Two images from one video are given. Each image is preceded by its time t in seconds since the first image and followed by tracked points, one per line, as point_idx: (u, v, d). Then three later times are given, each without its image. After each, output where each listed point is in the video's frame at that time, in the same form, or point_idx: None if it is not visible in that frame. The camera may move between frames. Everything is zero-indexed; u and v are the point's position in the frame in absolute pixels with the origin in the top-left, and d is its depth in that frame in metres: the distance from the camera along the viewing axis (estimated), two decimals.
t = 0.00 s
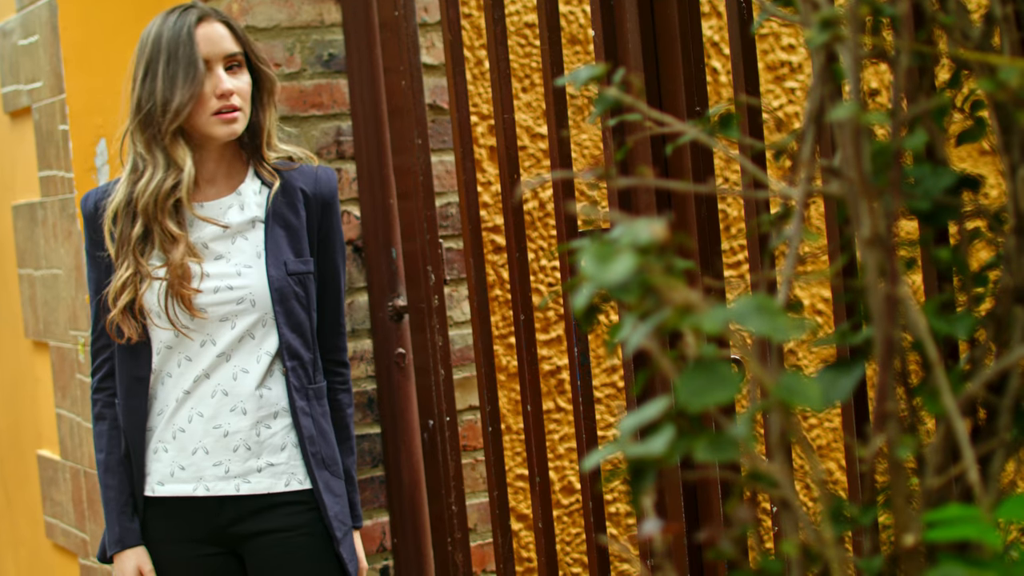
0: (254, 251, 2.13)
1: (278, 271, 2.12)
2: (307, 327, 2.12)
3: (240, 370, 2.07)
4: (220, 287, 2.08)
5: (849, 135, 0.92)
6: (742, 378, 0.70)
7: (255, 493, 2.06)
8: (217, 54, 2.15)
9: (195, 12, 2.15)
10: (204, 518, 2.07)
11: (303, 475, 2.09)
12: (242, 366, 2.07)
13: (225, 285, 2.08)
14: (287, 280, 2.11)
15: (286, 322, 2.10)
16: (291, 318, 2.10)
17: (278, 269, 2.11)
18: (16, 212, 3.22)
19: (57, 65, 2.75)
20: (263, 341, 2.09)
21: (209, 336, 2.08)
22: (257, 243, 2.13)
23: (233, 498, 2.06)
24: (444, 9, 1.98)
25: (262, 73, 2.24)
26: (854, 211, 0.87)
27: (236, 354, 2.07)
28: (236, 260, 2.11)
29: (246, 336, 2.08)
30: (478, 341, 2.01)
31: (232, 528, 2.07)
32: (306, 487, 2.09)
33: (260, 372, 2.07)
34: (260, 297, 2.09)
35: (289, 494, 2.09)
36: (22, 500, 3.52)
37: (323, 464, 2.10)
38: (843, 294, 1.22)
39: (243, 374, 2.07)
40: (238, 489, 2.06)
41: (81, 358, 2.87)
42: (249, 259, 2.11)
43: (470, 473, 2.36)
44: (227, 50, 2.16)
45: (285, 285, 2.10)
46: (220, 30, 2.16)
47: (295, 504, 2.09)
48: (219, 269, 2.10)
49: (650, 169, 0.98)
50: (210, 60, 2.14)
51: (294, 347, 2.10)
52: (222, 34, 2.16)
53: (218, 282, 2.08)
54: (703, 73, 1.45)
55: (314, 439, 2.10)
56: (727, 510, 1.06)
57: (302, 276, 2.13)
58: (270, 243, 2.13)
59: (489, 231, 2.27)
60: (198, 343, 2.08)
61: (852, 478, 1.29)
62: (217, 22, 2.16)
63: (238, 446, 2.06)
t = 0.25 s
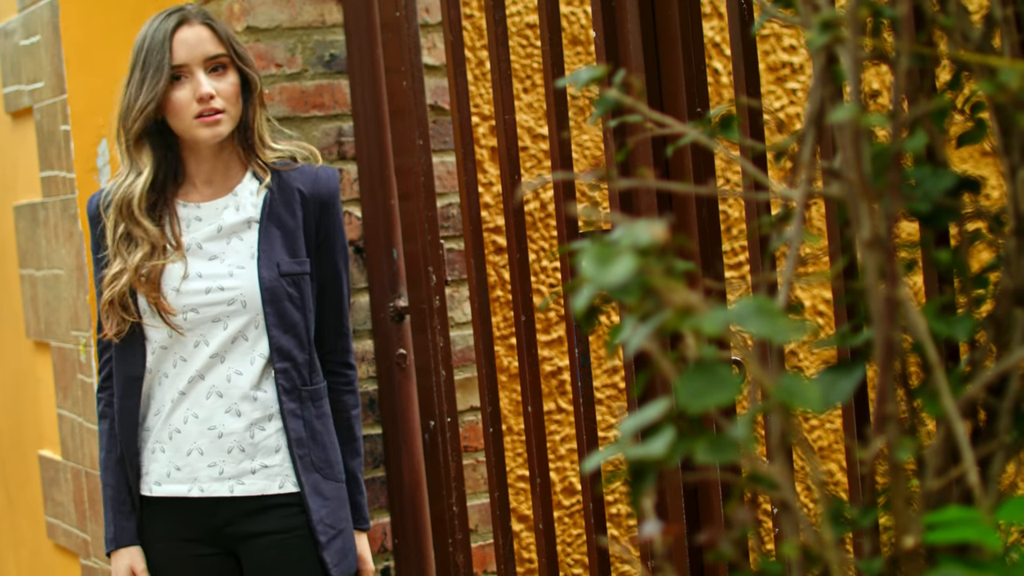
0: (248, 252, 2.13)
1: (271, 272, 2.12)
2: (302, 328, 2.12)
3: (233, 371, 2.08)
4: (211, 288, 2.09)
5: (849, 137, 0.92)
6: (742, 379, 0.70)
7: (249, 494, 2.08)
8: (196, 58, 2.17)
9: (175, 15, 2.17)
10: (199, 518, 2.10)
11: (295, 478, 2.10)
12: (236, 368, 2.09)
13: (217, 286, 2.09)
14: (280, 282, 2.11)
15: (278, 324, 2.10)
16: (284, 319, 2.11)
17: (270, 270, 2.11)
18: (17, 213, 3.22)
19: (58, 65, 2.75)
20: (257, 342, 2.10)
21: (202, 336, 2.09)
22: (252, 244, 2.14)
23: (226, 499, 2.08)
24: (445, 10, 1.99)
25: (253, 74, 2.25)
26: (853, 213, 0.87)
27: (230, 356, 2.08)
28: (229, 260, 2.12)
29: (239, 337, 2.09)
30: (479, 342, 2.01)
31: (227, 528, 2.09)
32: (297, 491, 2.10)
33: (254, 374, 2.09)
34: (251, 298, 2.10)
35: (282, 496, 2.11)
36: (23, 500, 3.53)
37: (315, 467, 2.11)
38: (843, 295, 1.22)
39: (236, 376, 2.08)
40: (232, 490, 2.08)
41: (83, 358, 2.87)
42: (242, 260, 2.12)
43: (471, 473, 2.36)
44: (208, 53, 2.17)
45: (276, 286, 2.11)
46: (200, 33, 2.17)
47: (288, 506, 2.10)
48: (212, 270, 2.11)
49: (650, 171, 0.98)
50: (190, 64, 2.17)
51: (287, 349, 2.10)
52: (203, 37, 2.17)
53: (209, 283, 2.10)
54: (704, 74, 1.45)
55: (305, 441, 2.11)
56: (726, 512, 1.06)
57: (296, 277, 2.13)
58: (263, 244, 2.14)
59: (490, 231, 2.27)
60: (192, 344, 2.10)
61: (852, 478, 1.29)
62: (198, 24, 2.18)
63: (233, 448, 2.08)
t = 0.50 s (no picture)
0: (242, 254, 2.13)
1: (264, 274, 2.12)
2: (295, 331, 2.11)
3: (228, 375, 2.08)
4: (203, 290, 2.09)
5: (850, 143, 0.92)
6: (743, 385, 0.70)
7: (244, 498, 2.08)
8: (187, 64, 2.19)
9: (167, 22, 2.20)
10: (197, 521, 2.11)
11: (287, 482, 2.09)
12: (230, 371, 2.09)
13: (208, 289, 2.09)
14: (272, 284, 2.11)
15: (270, 326, 2.09)
16: (276, 321, 2.10)
17: (261, 272, 2.11)
18: (19, 215, 3.23)
19: (61, 67, 2.76)
20: (250, 345, 2.10)
21: (196, 339, 2.10)
22: (247, 246, 2.14)
23: (222, 502, 2.09)
24: (447, 13, 1.99)
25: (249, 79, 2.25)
26: (854, 218, 0.87)
27: (224, 359, 2.09)
28: (223, 262, 2.13)
29: (232, 340, 2.09)
30: (481, 345, 2.01)
31: (223, 531, 2.10)
32: (285, 494, 2.09)
33: (249, 377, 2.09)
34: (242, 300, 2.09)
35: (277, 499, 2.11)
36: (25, 502, 3.53)
37: (307, 470, 2.11)
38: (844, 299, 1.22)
39: (231, 379, 2.08)
40: (227, 493, 2.08)
41: (85, 360, 2.87)
42: (235, 262, 2.12)
43: (472, 476, 2.37)
44: (198, 59, 2.19)
45: (268, 287, 2.10)
46: (191, 39, 2.19)
47: (282, 510, 2.10)
48: (205, 272, 2.12)
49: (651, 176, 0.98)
50: (180, 70, 2.19)
51: (279, 351, 2.10)
52: (193, 43, 2.19)
53: (202, 286, 2.10)
54: (706, 78, 1.45)
55: (296, 444, 2.10)
56: (727, 516, 1.06)
57: (288, 279, 2.12)
58: (256, 246, 2.14)
59: (492, 235, 2.28)
60: (186, 347, 2.11)
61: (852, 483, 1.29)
62: (189, 30, 2.19)
63: (228, 452, 2.08)
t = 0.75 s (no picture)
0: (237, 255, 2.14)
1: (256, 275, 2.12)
2: (286, 332, 2.11)
3: (223, 377, 2.09)
4: (197, 292, 2.11)
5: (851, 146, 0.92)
6: (745, 387, 0.70)
7: (239, 500, 2.09)
8: (182, 71, 2.20)
9: (163, 27, 2.20)
10: (196, 522, 2.11)
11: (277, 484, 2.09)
12: (225, 373, 2.09)
13: (201, 290, 2.11)
14: (263, 285, 2.11)
15: (260, 328, 2.09)
16: (266, 323, 2.10)
17: (253, 273, 2.11)
18: (23, 217, 3.23)
19: (64, 69, 2.76)
20: (243, 347, 2.10)
21: (191, 341, 2.11)
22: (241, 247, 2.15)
23: (218, 504, 2.09)
24: (449, 16, 1.99)
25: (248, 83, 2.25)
26: (856, 221, 0.87)
27: (218, 361, 2.09)
28: (217, 264, 2.13)
29: (225, 342, 2.09)
30: (483, 347, 2.02)
31: (221, 533, 2.10)
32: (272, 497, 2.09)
33: (243, 379, 2.09)
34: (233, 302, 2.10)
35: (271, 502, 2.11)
36: (27, 504, 3.53)
37: (296, 472, 2.10)
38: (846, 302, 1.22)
39: (225, 381, 2.09)
40: (222, 496, 2.08)
41: (87, 362, 2.88)
42: (229, 263, 2.13)
43: (475, 478, 2.37)
44: (192, 65, 2.19)
45: (258, 288, 2.10)
46: (187, 45, 2.19)
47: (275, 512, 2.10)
48: (199, 274, 2.13)
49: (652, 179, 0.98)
50: (175, 76, 2.20)
51: (269, 353, 2.09)
52: (189, 49, 2.19)
53: (196, 287, 2.11)
54: (708, 81, 1.46)
55: (286, 445, 2.10)
56: (729, 519, 1.06)
57: (280, 280, 2.12)
58: (249, 247, 2.14)
59: (494, 237, 2.28)
60: (182, 349, 2.12)
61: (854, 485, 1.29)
62: (185, 36, 2.20)
63: (223, 454, 2.08)
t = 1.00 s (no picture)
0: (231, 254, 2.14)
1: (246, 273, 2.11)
2: (276, 329, 2.10)
3: (216, 375, 2.09)
4: (190, 290, 2.11)
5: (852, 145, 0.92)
6: (745, 384, 0.70)
7: (233, 498, 2.09)
8: (178, 73, 2.21)
9: (160, 30, 2.22)
10: (193, 519, 2.12)
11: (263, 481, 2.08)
12: (219, 372, 2.10)
13: (194, 289, 2.11)
14: (253, 283, 2.10)
15: (248, 326, 2.08)
16: (256, 320, 2.09)
17: (243, 272, 2.11)
18: (25, 214, 3.24)
19: (66, 67, 2.77)
20: (235, 346, 2.10)
21: (185, 340, 2.11)
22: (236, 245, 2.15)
23: (213, 502, 2.10)
24: (451, 15, 1.99)
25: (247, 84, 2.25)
26: (856, 220, 0.87)
27: (212, 359, 2.10)
28: (211, 263, 2.14)
29: (217, 341, 2.10)
30: (484, 345, 2.02)
31: (217, 530, 2.11)
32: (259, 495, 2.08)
33: (235, 378, 2.09)
34: (224, 300, 2.10)
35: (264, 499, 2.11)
36: (29, 500, 3.54)
37: (283, 470, 2.09)
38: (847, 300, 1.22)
39: (218, 380, 2.09)
40: (216, 494, 2.09)
41: (89, 360, 2.88)
42: (222, 262, 2.13)
43: (476, 476, 2.37)
44: (187, 68, 2.20)
45: (247, 287, 2.09)
46: (183, 47, 2.20)
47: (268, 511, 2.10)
48: (193, 273, 2.14)
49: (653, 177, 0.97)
50: (171, 79, 2.21)
51: (257, 351, 2.08)
52: (184, 51, 2.20)
53: (189, 286, 2.12)
54: (710, 80, 1.46)
55: (274, 443, 2.09)
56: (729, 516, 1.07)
57: (270, 277, 2.11)
58: (242, 245, 2.13)
59: (496, 235, 2.28)
60: (177, 347, 2.12)
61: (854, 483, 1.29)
62: (180, 38, 2.21)
63: (217, 452, 2.09)
